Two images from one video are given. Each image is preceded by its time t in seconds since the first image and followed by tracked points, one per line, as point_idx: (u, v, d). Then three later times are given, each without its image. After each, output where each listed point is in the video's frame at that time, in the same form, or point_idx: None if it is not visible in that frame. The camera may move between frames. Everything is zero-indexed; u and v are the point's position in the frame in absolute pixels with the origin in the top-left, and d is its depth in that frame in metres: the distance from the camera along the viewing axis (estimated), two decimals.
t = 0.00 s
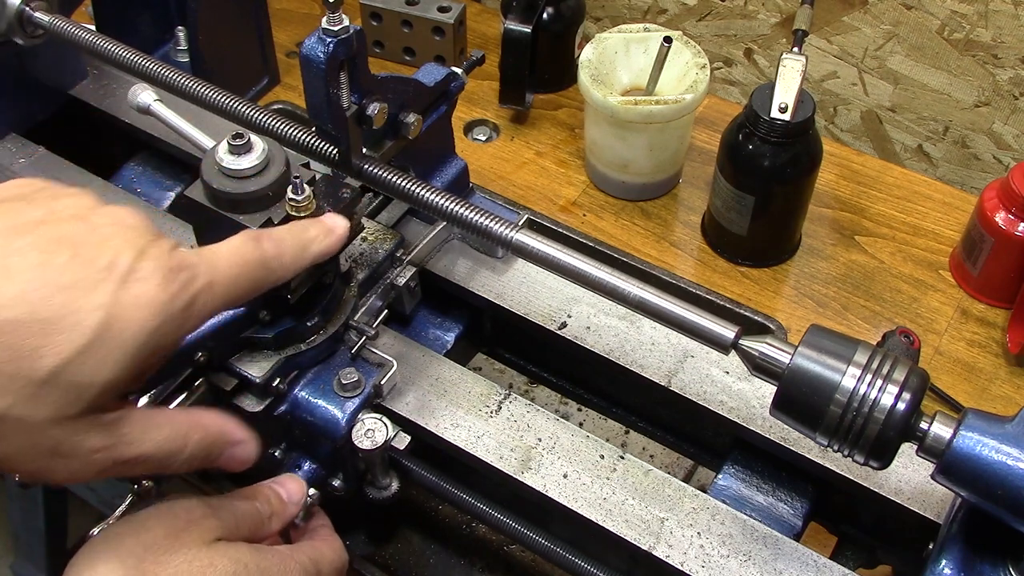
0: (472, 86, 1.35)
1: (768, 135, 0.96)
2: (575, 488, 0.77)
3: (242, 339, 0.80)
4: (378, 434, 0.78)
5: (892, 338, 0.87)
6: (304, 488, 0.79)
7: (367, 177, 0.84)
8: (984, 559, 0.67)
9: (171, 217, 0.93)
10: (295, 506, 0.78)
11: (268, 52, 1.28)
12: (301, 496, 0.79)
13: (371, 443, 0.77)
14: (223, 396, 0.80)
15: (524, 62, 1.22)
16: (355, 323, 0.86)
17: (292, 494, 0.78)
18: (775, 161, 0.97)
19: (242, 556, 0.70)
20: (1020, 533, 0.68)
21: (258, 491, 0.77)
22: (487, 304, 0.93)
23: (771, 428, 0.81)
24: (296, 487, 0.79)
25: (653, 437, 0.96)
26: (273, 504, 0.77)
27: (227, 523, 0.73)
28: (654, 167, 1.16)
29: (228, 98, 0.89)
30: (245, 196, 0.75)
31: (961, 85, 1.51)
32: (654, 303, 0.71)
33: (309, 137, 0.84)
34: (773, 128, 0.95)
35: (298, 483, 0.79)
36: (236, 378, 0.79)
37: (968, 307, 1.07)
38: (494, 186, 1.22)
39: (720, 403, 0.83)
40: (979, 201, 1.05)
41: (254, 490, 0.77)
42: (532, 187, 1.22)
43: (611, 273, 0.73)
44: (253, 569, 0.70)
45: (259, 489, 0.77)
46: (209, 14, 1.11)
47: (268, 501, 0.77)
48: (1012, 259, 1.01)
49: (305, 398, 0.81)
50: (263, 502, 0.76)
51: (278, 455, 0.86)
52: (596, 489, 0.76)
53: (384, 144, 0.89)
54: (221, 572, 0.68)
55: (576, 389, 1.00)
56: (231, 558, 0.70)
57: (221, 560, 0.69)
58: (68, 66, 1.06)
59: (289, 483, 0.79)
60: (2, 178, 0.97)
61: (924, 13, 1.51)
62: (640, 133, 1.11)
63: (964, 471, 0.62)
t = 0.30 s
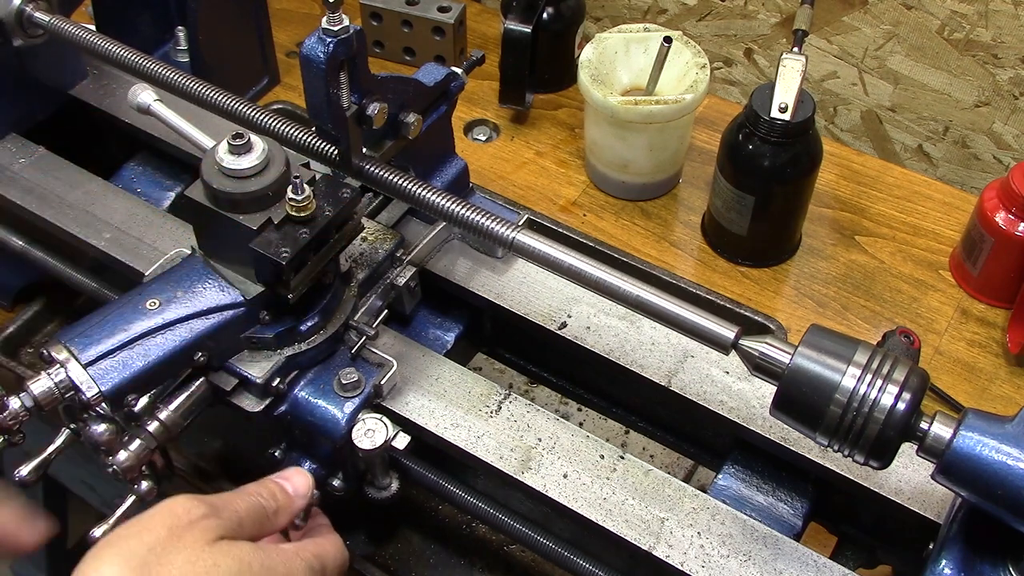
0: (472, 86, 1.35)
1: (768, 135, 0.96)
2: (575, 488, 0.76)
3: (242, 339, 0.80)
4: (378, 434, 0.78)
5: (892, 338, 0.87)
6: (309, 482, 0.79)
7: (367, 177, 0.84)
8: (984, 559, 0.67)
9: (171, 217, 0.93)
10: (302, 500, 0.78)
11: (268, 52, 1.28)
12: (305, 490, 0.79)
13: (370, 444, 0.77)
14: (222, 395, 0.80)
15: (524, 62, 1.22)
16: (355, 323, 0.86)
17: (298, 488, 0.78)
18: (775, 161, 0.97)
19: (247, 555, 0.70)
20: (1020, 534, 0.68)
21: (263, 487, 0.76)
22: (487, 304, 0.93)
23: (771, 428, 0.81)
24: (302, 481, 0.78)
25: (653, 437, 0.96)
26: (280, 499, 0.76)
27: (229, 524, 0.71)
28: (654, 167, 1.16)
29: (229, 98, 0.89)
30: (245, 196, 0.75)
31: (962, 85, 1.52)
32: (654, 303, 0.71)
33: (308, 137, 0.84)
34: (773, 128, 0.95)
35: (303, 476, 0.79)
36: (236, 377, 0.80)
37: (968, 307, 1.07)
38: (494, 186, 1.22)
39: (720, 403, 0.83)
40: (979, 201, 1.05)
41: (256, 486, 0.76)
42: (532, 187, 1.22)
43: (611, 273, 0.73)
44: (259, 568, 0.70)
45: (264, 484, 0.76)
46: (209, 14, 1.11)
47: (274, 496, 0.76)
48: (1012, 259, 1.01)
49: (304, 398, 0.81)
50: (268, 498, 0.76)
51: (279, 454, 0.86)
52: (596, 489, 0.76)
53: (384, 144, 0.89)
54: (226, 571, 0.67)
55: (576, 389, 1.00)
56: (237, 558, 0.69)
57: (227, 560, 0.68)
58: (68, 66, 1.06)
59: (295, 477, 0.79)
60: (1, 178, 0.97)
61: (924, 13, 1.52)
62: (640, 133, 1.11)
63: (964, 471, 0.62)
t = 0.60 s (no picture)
0: (472, 86, 1.35)
1: (768, 135, 0.96)
2: (575, 488, 0.76)
3: (243, 339, 0.80)
4: (378, 435, 0.78)
5: (892, 338, 0.87)
6: (308, 481, 0.78)
7: (367, 177, 0.84)
8: (984, 559, 0.67)
9: (171, 217, 0.93)
10: (301, 498, 0.77)
11: (268, 52, 1.28)
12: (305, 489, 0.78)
13: (370, 444, 0.77)
14: (222, 395, 0.80)
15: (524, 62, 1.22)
16: (355, 323, 0.86)
17: (296, 487, 0.77)
18: (775, 161, 0.97)
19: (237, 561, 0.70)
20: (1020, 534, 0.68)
21: (260, 489, 0.76)
22: (487, 303, 0.93)
23: (771, 428, 0.81)
24: (300, 480, 0.78)
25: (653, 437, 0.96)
26: (278, 499, 0.76)
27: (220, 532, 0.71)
28: (654, 167, 1.16)
29: (229, 98, 0.89)
30: (245, 196, 0.75)
31: (961, 85, 1.51)
32: (654, 303, 0.71)
33: (308, 137, 0.84)
34: (773, 128, 0.95)
35: (302, 475, 0.78)
36: (236, 377, 0.80)
37: (968, 307, 1.07)
38: (494, 186, 1.22)
39: (720, 403, 0.83)
40: (979, 201, 1.05)
41: (252, 489, 0.76)
42: (532, 187, 1.22)
43: (612, 274, 0.73)
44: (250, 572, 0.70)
45: (261, 487, 0.76)
46: (209, 15, 1.11)
47: (272, 497, 0.76)
48: (1012, 259, 1.01)
49: (304, 398, 0.81)
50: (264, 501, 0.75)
51: (278, 454, 0.86)
52: (596, 489, 0.76)
53: (384, 144, 0.89)
54: None
55: (576, 389, 1.00)
56: (227, 565, 0.69)
57: (217, 567, 0.68)
58: (68, 66, 1.06)
59: (293, 476, 0.78)
60: (1, 178, 0.97)
61: (924, 13, 1.52)
62: (640, 133, 1.11)
63: (964, 471, 0.62)
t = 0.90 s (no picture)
0: (472, 86, 1.35)
1: (768, 135, 0.96)
2: (575, 488, 0.76)
3: (243, 339, 0.80)
4: (378, 435, 0.78)
5: (892, 338, 0.87)
6: (312, 478, 0.78)
7: (367, 177, 0.84)
8: (983, 559, 0.67)
9: (171, 217, 0.93)
10: (303, 495, 0.77)
11: (268, 51, 1.28)
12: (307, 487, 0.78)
13: (370, 444, 0.77)
14: (222, 395, 0.80)
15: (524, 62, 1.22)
16: (355, 323, 0.86)
17: (299, 484, 0.77)
18: (775, 161, 0.97)
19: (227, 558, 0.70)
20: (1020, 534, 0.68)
21: (262, 485, 0.76)
22: (487, 304, 0.93)
23: (771, 428, 0.81)
24: (304, 478, 0.78)
25: (653, 437, 0.96)
26: (279, 495, 0.76)
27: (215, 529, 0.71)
28: (654, 167, 1.16)
29: (229, 98, 0.89)
30: (246, 196, 0.75)
31: (961, 85, 1.52)
32: (654, 303, 0.71)
33: (309, 137, 0.84)
34: (773, 128, 0.95)
35: (306, 472, 0.78)
36: (236, 377, 0.80)
37: (968, 307, 1.07)
38: (494, 186, 1.22)
39: (720, 403, 0.83)
40: (979, 201, 1.05)
41: (253, 485, 0.76)
42: (532, 187, 1.22)
43: (611, 273, 0.73)
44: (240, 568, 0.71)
45: (262, 482, 0.76)
46: (209, 15, 1.11)
47: (273, 493, 0.76)
48: (1012, 259, 1.01)
49: (304, 398, 0.81)
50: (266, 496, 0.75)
51: (279, 454, 0.86)
52: (596, 489, 0.76)
53: (384, 144, 0.89)
54: None
55: (576, 389, 1.00)
56: (217, 562, 0.69)
57: (207, 566, 0.68)
58: (68, 66, 1.06)
59: (297, 473, 0.78)
60: (1, 178, 0.97)
61: (924, 13, 1.53)
62: (640, 133, 1.11)
63: (964, 471, 0.62)
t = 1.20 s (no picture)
0: (472, 86, 1.35)
1: (768, 135, 0.96)
2: (575, 488, 0.76)
3: (243, 339, 0.80)
4: (378, 435, 0.78)
5: (892, 338, 0.87)
6: (315, 482, 0.78)
7: (367, 177, 0.84)
8: (983, 559, 0.67)
9: (171, 217, 0.93)
10: (306, 500, 0.77)
11: (268, 51, 1.28)
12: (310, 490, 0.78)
13: (369, 444, 0.77)
14: (222, 395, 0.80)
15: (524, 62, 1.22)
16: (355, 323, 0.86)
17: (303, 488, 0.77)
18: (775, 161, 0.97)
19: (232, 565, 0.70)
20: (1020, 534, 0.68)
21: (266, 488, 0.75)
22: (487, 304, 0.93)
23: (771, 428, 0.81)
24: (307, 482, 0.78)
25: (653, 437, 0.96)
26: (283, 499, 0.76)
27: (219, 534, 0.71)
28: (654, 167, 1.16)
29: (229, 98, 0.89)
30: (246, 196, 0.75)
31: (961, 85, 1.52)
32: (654, 303, 0.71)
33: (309, 137, 0.84)
34: (773, 128, 0.95)
35: (309, 476, 0.78)
36: (236, 377, 0.80)
37: (968, 307, 1.07)
38: (494, 186, 1.22)
39: (720, 403, 0.83)
40: (979, 201, 1.05)
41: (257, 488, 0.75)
42: (533, 187, 1.22)
43: (611, 273, 0.73)
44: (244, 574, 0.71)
45: (267, 485, 0.76)
46: (210, 15, 1.11)
47: (277, 497, 0.76)
48: (1012, 259, 1.01)
49: (304, 398, 0.81)
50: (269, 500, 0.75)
51: (279, 454, 0.86)
52: (596, 489, 0.76)
53: (384, 144, 0.89)
54: None
55: (576, 389, 1.00)
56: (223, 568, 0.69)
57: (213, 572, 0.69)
58: (68, 66, 1.06)
59: (300, 477, 0.78)
60: (1, 178, 0.97)
61: (924, 13, 1.50)
62: (640, 133, 1.11)
63: (964, 471, 0.62)
